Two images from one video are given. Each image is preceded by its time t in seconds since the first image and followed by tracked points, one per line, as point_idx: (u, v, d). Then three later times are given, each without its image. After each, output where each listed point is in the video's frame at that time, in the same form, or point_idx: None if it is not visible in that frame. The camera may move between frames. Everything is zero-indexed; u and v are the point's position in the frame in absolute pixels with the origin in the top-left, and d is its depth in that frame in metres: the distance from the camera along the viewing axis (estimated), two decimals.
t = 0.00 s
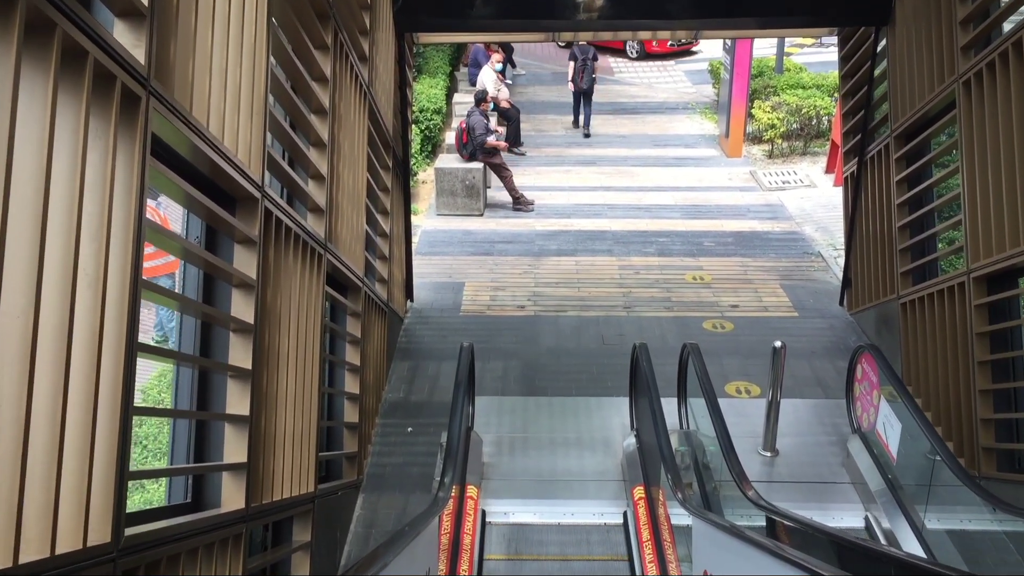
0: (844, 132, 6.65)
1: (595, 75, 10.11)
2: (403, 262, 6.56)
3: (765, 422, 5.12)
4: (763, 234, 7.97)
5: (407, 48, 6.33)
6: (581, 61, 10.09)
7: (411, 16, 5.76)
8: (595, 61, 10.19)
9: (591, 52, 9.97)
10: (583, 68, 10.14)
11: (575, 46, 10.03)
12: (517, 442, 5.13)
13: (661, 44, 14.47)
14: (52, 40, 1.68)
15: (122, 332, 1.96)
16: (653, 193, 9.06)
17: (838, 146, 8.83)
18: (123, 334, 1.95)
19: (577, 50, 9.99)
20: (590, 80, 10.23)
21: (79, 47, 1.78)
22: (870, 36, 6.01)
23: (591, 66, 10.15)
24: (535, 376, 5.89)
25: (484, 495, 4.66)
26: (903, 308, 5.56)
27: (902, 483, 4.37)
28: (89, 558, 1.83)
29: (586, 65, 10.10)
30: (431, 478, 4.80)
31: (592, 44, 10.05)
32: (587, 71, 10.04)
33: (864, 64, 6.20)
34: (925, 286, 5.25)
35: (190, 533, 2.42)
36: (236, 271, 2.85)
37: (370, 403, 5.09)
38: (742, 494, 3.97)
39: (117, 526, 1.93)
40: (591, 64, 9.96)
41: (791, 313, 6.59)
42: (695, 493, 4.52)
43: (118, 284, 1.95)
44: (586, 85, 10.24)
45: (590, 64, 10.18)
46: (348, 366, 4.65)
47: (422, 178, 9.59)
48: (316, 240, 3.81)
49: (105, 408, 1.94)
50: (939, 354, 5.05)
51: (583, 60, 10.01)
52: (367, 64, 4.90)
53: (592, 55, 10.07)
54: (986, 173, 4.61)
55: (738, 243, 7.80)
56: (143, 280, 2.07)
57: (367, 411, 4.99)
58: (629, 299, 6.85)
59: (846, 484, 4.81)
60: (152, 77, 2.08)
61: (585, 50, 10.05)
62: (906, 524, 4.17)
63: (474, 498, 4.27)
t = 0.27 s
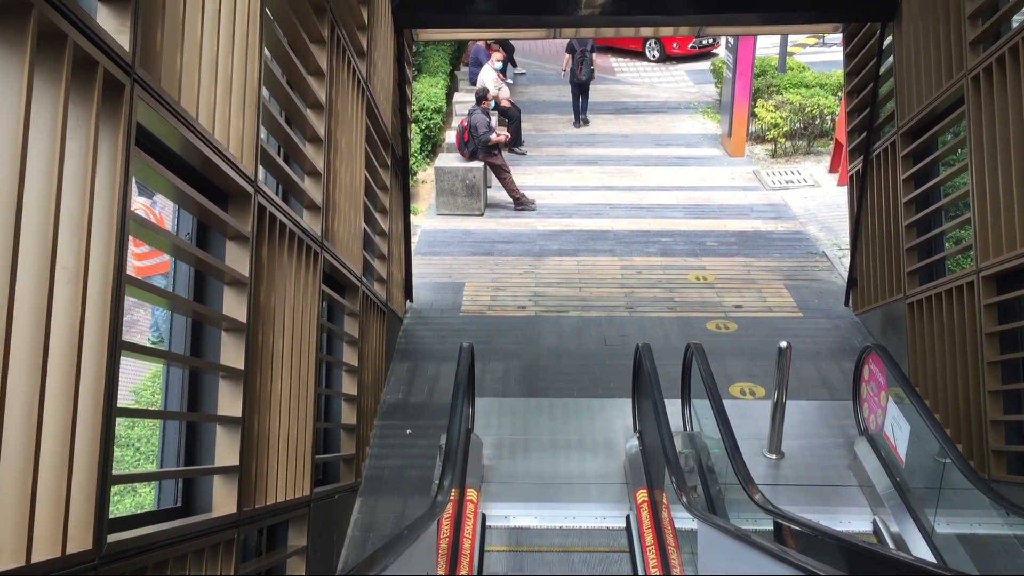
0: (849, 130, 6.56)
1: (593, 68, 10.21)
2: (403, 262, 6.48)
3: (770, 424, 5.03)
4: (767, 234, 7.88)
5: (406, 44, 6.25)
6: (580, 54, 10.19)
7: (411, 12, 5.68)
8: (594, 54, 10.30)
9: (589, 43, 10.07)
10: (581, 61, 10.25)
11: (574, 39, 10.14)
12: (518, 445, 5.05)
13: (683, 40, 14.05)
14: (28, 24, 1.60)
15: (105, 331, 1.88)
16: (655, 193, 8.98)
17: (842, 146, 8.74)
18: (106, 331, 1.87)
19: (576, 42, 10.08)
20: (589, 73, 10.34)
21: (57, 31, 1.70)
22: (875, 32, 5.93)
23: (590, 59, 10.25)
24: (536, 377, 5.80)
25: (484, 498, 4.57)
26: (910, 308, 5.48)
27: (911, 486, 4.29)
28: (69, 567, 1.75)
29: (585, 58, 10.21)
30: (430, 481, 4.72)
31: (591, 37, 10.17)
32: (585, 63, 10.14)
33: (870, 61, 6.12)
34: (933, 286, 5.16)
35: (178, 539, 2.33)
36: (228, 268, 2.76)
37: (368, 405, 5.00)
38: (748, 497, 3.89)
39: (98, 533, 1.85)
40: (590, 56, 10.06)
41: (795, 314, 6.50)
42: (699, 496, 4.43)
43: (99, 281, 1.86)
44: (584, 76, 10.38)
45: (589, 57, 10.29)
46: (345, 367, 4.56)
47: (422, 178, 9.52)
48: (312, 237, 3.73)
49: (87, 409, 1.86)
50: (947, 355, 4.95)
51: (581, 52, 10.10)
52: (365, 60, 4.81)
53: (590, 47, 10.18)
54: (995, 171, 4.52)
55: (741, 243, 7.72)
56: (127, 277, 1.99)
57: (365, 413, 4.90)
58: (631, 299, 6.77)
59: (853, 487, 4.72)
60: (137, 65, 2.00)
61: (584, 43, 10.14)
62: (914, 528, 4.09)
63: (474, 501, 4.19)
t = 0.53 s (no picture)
0: (854, 128, 6.47)
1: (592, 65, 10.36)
2: (402, 262, 6.40)
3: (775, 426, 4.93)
4: (770, 234, 7.79)
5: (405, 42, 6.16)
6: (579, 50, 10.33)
7: (410, 8, 5.61)
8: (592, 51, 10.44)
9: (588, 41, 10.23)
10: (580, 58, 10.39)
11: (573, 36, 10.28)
12: (518, 447, 4.96)
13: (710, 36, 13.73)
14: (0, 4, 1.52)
15: (85, 328, 1.80)
16: (657, 193, 8.89)
17: (846, 145, 8.65)
18: (87, 328, 1.79)
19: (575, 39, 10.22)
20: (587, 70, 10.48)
21: (34, 13, 1.62)
22: (881, 28, 5.84)
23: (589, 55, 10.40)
24: (537, 378, 5.71)
25: (484, 502, 4.47)
26: (918, 308, 5.38)
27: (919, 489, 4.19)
28: None
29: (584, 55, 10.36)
30: (429, 484, 4.63)
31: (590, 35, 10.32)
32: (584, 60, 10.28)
33: (875, 58, 6.04)
34: (940, 286, 5.07)
35: (163, 545, 2.24)
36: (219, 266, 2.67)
37: (366, 407, 4.92)
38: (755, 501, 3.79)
39: (78, 541, 1.76)
40: (589, 53, 10.21)
41: (800, 314, 6.41)
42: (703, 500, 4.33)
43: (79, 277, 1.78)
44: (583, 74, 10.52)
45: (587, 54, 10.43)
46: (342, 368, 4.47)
47: (422, 178, 9.44)
48: (308, 235, 3.64)
49: (65, 411, 1.78)
50: (956, 355, 4.86)
51: (580, 49, 10.25)
52: (363, 55, 4.74)
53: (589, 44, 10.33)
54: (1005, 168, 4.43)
55: (744, 243, 7.63)
56: (110, 272, 1.90)
57: (363, 415, 4.81)
58: (634, 299, 6.68)
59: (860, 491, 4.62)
60: (119, 52, 1.91)
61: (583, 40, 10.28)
62: (924, 532, 3.99)
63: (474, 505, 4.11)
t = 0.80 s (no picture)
0: (859, 126, 6.39)
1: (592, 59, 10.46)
2: (401, 262, 6.32)
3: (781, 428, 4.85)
4: (774, 234, 7.71)
5: (404, 39, 6.09)
6: (579, 44, 10.43)
7: (410, 5, 5.54)
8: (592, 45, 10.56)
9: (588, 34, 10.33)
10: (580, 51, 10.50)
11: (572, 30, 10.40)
12: (519, 450, 4.87)
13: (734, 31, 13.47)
14: None
15: (64, 326, 1.71)
16: (659, 193, 8.81)
17: (849, 145, 8.57)
18: (66, 328, 1.70)
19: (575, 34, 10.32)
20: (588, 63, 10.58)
21: None
22: (887, 25, 5.77)
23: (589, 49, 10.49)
24: (538, 380, 5.63)
25: (484, 506, 4.37)
26: (925, 308, 5.30)
27: (927, 492, 4.10)
28: None
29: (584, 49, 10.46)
30: (428, 488, 4.54)
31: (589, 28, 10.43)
32: (585, 54, 10.39)
33: (881, 55, 5.96)
34: (947, 286, 4.99)
35: (147, 552, 2.16)
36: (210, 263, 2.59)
37: (364, 409, 4.83)
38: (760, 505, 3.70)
39: (56, 550, 1.68)
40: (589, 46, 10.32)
41: (804, 315, 6.32)
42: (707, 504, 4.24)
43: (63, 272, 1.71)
44: (584, 67, 10.62)
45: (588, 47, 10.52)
46: (339, 369, 4.38)
47: (421, 179, 9.36)
48: (304, 233, 3.56)
49: (44, 414, 1.70)
50: (964, 357, 4.77)
51: (580, 43, 10.36)
52: (361, 51, 4.66)
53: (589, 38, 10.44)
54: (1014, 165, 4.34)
55: (747, 243, 7.54)
56: (91, 268, 1.82)
57: (361, 418, 4.72)
58: (636, 300, 6.60)
59: (867, 494, 4.53)
60: (100, 38, 1.83)
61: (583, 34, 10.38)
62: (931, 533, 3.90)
63: (474, 509, 4.02)
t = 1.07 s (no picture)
0: (863, 124, 6.31)
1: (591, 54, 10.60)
2: (399, 262, 6.24)
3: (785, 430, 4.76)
4: (777, 234, 7.63)
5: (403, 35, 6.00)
6: (578, 40, 10.58)
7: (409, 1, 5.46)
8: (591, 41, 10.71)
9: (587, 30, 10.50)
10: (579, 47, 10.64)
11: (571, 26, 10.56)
12: (519, 453, 4.78)
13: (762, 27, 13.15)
14: None
15: (40, 323, 1.63)
16: (661, 192, 8.74)
17: (852, 144, 8.50)
18: (42, 325, 1.61)
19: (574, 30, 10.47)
20: (587, 60, 10.72)
21: None
22: (892, 22, 5.69)
23: (588, 45, 10.64)
24: (538, 381, 5.55)
25: (483, 510, 4.28)
26: (931, 308, 5.21)
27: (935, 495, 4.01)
28: None
29: (583, 45, 10.60)
30: (426, 491, 4.45)
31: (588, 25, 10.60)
32: (584, 50, 10.54)
33: (885, 52, 5.88)
34: (954, 285, 4.91)
35: (130, 558, 2.07)
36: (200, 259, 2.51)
37: (361, 411, 4.74)
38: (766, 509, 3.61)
39: (32, 558, 1.60)
40: (588, 42, 10.47)
41: (808, 315, 6.24)
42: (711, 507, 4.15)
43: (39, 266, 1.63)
44: (583, 63, 10.75)
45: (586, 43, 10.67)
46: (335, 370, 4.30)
47: (420, 178, 9.28)
48: (298, 231, 3.48)
49: (19, 415, 1.62)
50: (972, 357, 4.68)
51: (579, 39, 10.51)
52: (358, 46, 4.58)
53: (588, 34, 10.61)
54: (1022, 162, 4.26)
55: (750, 243, 7.46)
56: (71, 263, 1.75)
57: (358, 420, 4.63)
58: (637, 300, 6.51)
59: (874, 497, 4.44)
60: (79, 21, 1.75)
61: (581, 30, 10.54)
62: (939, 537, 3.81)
63: (474, 513, 3.96)
